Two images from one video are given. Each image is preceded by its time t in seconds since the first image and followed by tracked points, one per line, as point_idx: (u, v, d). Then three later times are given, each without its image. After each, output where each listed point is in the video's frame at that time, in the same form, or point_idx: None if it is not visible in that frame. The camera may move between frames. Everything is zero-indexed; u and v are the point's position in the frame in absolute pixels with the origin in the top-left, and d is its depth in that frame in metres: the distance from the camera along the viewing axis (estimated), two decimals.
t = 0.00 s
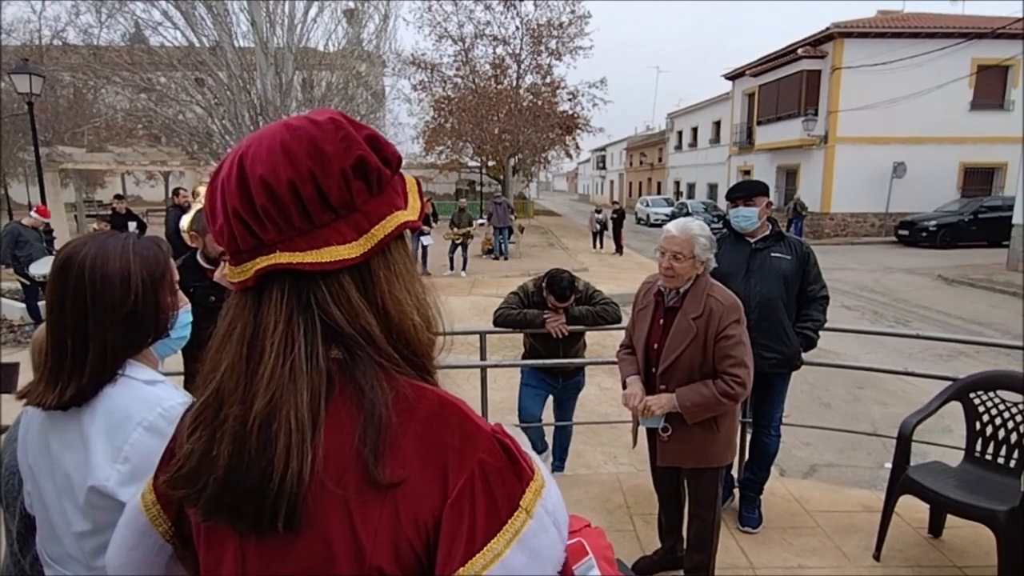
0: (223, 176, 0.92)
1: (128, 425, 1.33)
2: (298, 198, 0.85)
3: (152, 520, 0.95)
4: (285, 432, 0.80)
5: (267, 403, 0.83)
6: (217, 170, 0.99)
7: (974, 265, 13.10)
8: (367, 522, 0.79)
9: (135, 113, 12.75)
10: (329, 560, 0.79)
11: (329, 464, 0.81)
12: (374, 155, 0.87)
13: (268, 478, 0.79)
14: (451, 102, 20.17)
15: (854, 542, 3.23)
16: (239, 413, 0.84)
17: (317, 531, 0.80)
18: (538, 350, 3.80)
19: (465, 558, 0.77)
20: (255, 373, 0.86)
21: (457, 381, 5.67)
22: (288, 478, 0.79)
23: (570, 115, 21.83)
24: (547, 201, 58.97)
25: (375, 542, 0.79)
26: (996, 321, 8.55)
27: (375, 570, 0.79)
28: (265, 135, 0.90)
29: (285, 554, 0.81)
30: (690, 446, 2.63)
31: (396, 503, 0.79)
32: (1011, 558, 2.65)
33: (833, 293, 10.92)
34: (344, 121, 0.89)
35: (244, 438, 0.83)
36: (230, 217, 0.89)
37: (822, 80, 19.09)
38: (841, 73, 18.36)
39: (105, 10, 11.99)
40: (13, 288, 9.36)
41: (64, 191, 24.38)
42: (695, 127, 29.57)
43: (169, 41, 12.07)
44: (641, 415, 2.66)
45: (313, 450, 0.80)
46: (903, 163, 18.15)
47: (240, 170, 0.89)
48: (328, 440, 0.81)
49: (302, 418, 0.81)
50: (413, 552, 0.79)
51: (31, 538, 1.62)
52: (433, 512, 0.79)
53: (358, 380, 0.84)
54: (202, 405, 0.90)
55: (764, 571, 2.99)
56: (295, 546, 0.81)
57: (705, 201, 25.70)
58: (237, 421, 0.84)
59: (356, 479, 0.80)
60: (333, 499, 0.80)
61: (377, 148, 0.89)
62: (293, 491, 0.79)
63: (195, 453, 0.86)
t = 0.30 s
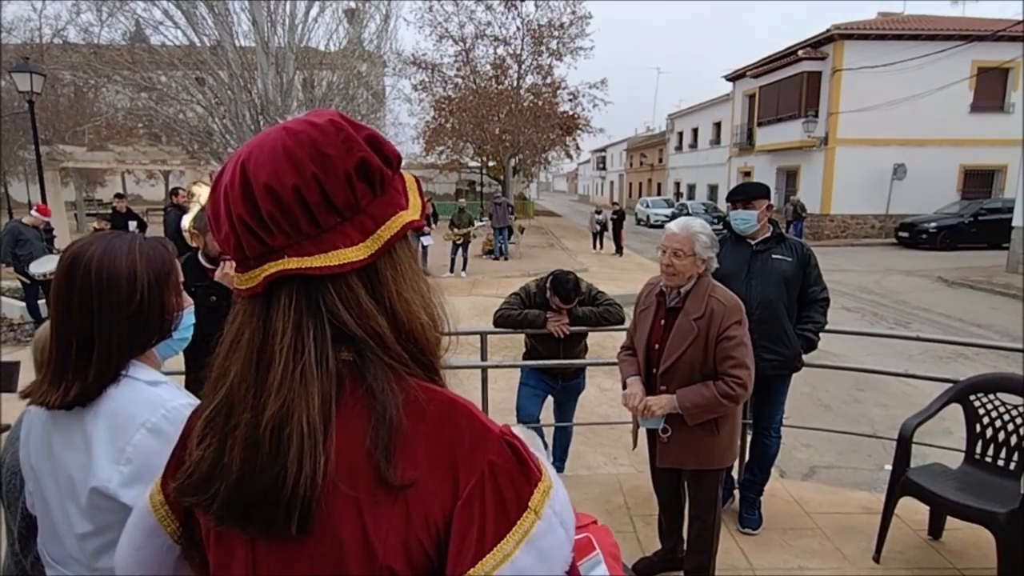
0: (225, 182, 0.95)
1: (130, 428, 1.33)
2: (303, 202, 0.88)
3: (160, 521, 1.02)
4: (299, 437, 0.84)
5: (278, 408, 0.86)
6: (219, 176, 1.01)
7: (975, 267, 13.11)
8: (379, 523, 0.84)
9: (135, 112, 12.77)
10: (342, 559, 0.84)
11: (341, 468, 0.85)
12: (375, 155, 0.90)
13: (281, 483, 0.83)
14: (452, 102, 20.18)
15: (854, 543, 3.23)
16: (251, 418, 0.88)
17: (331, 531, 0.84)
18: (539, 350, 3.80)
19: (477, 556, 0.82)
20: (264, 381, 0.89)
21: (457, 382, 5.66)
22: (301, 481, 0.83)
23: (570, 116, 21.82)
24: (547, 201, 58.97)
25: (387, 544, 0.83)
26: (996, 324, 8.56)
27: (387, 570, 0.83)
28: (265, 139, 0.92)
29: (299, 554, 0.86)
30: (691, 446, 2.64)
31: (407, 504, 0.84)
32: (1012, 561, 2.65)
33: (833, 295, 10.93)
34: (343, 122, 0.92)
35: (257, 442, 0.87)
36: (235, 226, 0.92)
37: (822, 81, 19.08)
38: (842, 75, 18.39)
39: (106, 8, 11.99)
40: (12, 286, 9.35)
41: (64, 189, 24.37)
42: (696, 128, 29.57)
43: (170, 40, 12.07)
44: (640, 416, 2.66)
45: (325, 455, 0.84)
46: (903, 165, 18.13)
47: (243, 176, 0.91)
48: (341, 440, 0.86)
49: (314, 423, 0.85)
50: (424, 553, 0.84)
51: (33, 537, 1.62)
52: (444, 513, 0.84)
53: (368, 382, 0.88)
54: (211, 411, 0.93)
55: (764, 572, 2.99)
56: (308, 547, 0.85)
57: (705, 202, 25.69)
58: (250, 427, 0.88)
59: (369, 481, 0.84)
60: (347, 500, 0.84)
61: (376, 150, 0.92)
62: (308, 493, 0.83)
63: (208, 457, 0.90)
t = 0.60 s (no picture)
0: (241, 180, 0.96)
1: (134, 430, 1.33)
2: (318, 201, 0.89)
3: (165, 520, 1.03)
4: (307, 432, 0.85)
5: (287, 405, 0.87)
6: (234, 175, 1.02)
7: (973, 270, 13.13)
8: (385, 522, 0.85)
9: (135, 111, 12.75)
10: (347, 556, 0.85)
11: (349, 465, 0.86)
12: (387, 159, 0.92)
13: (288, 477, 0.84)
14: (452, 102, 20.19)
15: (852, 545, 3.24)
16: (259, 412, 0.89)
17: (337, 528, 0.85)
18: (539, 353, 3.82)
19: (482, 556, 0.83)
20: (273, 375, 0.90)
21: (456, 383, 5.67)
22: (307, 477, 0.84)
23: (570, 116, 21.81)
24: (547, 201, 59.00)
25: (392, 544, 0.84)
26: (993, 326, 8.58)
27: (392, 570, 0.84)
28: (282, 142, 0.94)
29: (304, 551, 0.86)
30: (689, 448, 2.64)
31: (413, 501, 0.84)
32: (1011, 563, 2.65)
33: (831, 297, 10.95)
34: (358, 127, 0.94)
35: (264, 437, 0.87)
36: (250, 221, 0.92)
37: (822, 83, 19.11)
38: (841, 77, 18.43)
39: (105, 7, 11.98)
40: (11, 285, 9.34)
41: (63, 188, 24.33)
42: (695, 130, 29.60)
43: (170, 39, 12.06)
44: (639, 417, 2.67)
45: (332, 451, 0.85)
46: (902, 167, 18.19)
47: (260, 175, 0.93)
48: (347, 437, 0.86)
49: (322, 418, 0.86)
50: (428, 551, 0.85)
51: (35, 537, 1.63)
52: (450, 515, 0.85)
53: (373, 382, 0.89)
54: (219, 407, 0.94)
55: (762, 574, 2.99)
56: (313, 543, 0.86)
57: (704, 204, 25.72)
58: (258, 422, 0.88)
59: (375, 477, 0.85)
60: (353, 498, 0.85)
61: (388, 153, 0.93)
62: (314, 489, 0.84)
63: (215, 452, 0.91)
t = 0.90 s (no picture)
0: (251, 185, 0.96)
1: (138, 435, 1.34)
2: (328, 205, 0.89)
3: (174, 523, 1.04)
4: (321, 436, 0.85)
5: (299, 408, 0.87)
6: (243, 180, 1.02)
7: (971, 272, 13.18)
8: (397, 524, 0.85)
9: (134, 110, 12.75)
10: (360, 557, 0.85)
11: (362, 467, 0.86)
12: (395, 162, 0.92)
13: (302, 480, 0.84)
14: (451, 103, 20.20)
15: (852, 547, 3.25)
16: (272, 415, 0.89)
17: (349, 529, 0.85)
18: (540, 355, 3.83)
19: (494, 558, 0.83)
20: (286, 379, 0.90)
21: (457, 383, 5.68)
22: (321, 479, 0.84)
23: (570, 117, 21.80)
24: (546, 202, 59.09)
25: (404, 546, 0.85)
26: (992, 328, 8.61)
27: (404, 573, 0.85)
28: (291, 147, 0.94)
29: (317, 553, 0.87)
30: (688, 449, 2.65)
31: (425, 503, 0.85)
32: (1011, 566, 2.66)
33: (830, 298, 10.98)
34: (366, 131, 0.94)
35: (277, 440, 0.88)
36: (261, 227, 0.93)
37: (822, 85, 19.14)
38: (840, 79, 18.47)
39: (105, 6, 11.98)
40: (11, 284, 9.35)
41: (62, 187, 24.31)
42: (695, 131, 29.63)
43: (170, 38, 12.04)
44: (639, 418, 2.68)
45: (345, 453, 0.85)
46: (901, 169, 18.30)
47: (270, 180, 0.93)
48: (361, 440, 0.87)
49: (334, 420, 0.86)
50: (440, 551, 0.85)
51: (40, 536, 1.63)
52: (461, 516, 0.85)
53: (385, 384, 0.89)
54: (230, 411, 0.94)
55: None
56: (327, 544, 0.86)
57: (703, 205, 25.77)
58: (271, 425, 0.88)
59: (388, 479, 0.86)
60: (366, 501, 0.86)
61: (397, 157, 0.94)
62: (327, 492, 0.84)
63: (227, 455, 0.91)
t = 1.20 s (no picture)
0: (253, 189, 0.96)
1: (147, 443, 1.35)
2: (332, 210, 0.89)
3: (176, 529, 1.04)
4: (325, 443, 0.85)
5: (304, 415, 0.87)
6: (245, 184, 1.02)
7: (968, 274, 13.21)
8: (403, 531, 0.85)
9: (131, 109, 12.71)
10: (365, 564, 0.85)
11: (367, 473, 0.86)
12: (398, 165, 0.92)
13: (308, 487, 0.84)
14: (450, 103, 20.19)
15: (851, 548, 3.25)
16: (277, 423, 0.89)
17: (355, 537, 0.85)
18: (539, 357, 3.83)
19: (501, 565, 0.83)
20: (290, 387, 0.90)
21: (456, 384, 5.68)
22: (327, 486, 0.84)
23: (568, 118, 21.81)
24: (544, 202, 59.18)
25: (410, 552, 0.85)
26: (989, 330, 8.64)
27: None
28: (293, 151, 0.94)
29: (323, 561, 0.86)
30: (688, 452, 2.65)
31: (431, 509, 0.85)
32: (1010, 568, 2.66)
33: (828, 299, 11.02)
34: (368, 134, 0.94)
35: (282, 447, 0.87)
36: (264, 233, 0.92)
37: (819, 87, 19.18)
38: (838, 80, 18.56)
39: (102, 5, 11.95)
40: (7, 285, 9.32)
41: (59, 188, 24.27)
42: (692, 132, 29.70)
43: (167, 38, 12.01)
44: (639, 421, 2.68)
45: (351, 460, 0.85)
46: (898, 170, 18.32)
47: (273, 184, 0.92)
48: (366, 447, 0.86)
49: (340, 427, 0.86)
50: (445, 560, 0.85)
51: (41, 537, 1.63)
52: (468, 522, 0.85)
53: (390, 390, 0.89)
54: (235, 417, 0.94)
55: None
56: (332, 552, 0.86)
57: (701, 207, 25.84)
58: (275, 434, 0.88)
59: (393, 485, 0.85)
60: (372, 509, 0.85)
61: (399, 159, 0.93)
62: (333, 499, 0.84)
63: (232, 463, 0.91)
